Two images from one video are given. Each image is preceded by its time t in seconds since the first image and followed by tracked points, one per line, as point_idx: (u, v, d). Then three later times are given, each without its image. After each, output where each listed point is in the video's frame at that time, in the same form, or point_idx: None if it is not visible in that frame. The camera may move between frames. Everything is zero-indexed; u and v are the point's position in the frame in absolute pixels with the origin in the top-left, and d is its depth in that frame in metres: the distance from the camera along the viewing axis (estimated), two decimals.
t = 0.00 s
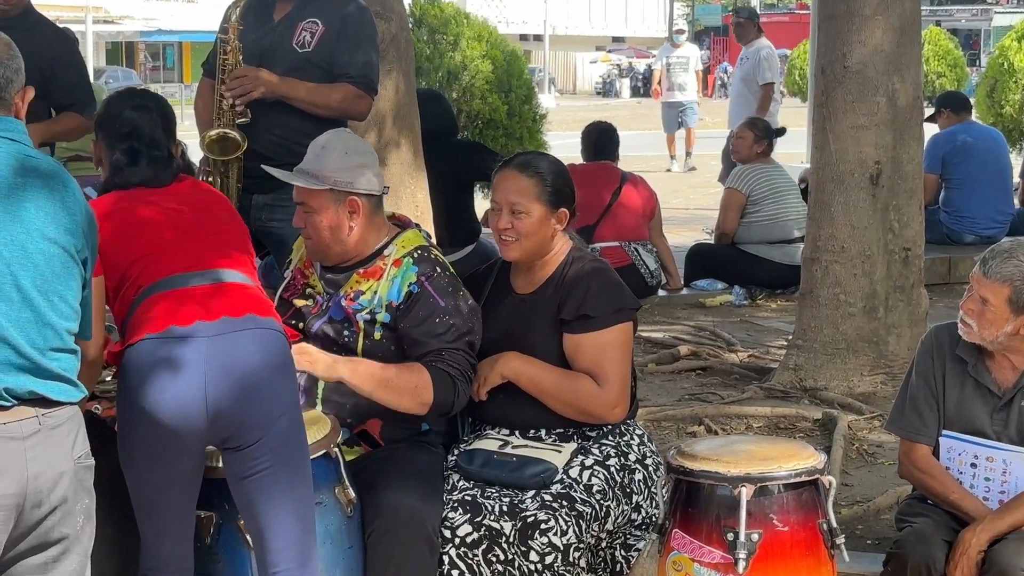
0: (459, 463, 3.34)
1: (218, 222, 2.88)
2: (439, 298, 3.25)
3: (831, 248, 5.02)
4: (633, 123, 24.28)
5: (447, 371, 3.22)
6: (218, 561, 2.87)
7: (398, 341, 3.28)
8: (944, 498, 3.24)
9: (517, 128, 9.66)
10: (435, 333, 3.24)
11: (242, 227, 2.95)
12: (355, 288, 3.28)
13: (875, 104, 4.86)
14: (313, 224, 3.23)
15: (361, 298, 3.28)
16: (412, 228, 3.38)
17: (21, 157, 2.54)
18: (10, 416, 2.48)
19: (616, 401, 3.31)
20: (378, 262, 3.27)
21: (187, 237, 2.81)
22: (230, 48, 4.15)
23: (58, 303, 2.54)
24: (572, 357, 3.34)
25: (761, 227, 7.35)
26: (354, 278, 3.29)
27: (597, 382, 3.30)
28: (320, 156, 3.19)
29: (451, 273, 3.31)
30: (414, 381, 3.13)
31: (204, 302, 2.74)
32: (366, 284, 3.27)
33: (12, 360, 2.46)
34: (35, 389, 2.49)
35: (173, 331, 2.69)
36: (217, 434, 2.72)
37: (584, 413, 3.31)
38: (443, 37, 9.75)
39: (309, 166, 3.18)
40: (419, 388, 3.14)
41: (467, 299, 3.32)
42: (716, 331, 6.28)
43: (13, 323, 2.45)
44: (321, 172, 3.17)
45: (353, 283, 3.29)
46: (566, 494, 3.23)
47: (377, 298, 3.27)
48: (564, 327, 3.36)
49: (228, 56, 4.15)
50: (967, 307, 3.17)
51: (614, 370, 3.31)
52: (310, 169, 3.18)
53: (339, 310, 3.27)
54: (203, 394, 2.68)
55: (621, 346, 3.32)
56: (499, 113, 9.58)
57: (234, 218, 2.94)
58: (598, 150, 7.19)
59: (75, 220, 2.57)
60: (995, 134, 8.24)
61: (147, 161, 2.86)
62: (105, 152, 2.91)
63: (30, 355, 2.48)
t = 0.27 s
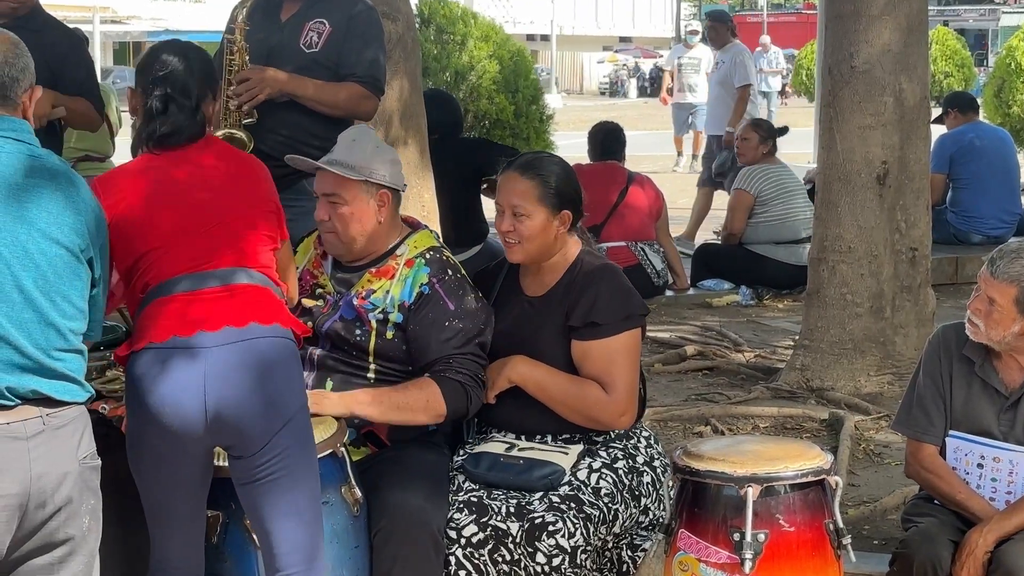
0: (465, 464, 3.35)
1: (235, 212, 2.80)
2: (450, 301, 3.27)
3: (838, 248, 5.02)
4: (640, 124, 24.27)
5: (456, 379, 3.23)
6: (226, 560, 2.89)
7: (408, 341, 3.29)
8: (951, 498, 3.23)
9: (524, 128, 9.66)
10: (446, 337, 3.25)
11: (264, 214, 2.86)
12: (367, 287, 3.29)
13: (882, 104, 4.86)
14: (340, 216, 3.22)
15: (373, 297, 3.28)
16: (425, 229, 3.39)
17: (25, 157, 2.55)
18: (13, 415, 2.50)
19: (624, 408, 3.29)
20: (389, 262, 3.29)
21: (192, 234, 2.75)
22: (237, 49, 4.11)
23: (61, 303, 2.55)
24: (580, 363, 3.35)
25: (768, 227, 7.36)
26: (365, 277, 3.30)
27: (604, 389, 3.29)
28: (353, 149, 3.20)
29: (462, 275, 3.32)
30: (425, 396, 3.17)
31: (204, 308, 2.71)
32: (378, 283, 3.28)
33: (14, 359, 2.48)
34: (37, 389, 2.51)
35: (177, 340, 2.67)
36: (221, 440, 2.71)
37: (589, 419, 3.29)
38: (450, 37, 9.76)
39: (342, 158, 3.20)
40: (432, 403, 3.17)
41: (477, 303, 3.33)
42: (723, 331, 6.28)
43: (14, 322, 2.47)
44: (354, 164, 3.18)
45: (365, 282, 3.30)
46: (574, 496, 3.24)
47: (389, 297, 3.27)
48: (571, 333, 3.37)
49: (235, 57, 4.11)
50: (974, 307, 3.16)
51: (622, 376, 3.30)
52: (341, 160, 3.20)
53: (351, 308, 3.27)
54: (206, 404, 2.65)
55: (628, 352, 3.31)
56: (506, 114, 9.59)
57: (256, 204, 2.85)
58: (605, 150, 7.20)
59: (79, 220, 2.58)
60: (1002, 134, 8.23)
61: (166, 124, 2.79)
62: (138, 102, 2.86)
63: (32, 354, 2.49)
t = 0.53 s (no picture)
0: (469, 467, 3.35)
1: (260, 218, 2.63)
2: (461, 298, 3.27)
3: (842, 248, 5.02)
4: (645, 124, 24.28)
5: (460, 372, 3.22)
6: (229, 561, 2.90)
7: (419, 338, 3.29)
8: (955, 498, 3.23)
9: (528, 129, 9.67)
10: (455, 332, 3.26)
11: (291, 217, 2.68)
12: (379, 284, 3.30)
13: (887, 105, 4.86)
14: (364, 202, 3.25)
15: (385, 294, 3.29)
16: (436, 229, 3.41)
17: (29, 156, 2.57)
18: (10, 414, 2.52)
19: (635, 412, 3.30)
20: (401, 260, 3.30)
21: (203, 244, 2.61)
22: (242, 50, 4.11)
23: (61, 303, 2.56)
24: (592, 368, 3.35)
25: (772, 227, 7.36)
26: (377, 275, 3.31)
27: (619, 395, 3.29)
28: (387, 140, 3.26)
29: (473, 274, 3.34)
30: (427, 387, 3.14)
31: (212, 322, 2.61)
32: (390, 280, 3.29)
33: (13, 359, 2.50)
34: (35, 388, 2.53)
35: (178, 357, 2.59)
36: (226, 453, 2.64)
37: (598, 420, 3.30)
38: (454, 37, 9.76)
39: (376, 147, 3.24)
40: (433, 393, 3.15)
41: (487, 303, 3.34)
42: (727, 332, 6.28)
43: (13, 321, 2.49)
44: (387, 154, 3.23)
45: (377, 279, 3.30)
46: (578, 498, 3.23)
47: (401, 294, 3.28)
48: (582, 336, 3.37)
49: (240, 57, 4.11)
50: (979, 308, 3.16)
51: (634, 379, 3.31)
52: (375, 149, 3.24)
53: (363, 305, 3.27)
54: (205, 421, 2.58)
55: (641, 357, 3.32)
56: (510, 114, 9.59)
57: (281, 208, 2.66)
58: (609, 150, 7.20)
59: (82, 221, 2.59)
60: (1007, 135, 8.22)
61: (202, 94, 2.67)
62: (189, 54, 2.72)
63: (30, 354, 2.51)
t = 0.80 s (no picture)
0: (472, 468, 3.36)
1: (306, 245, 2.39)
2: (459, 296, 3.28)
3: (844, 249, 5.02)
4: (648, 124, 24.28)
5: (447, 373, 3.20)
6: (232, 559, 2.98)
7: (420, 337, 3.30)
8: (958, 499, 3.23)
9: (530, 129, 9.68)
10: (449, 330, 3.26)
11: (325, 251, 2.40)
12: (383, 284, 3.31)
13: (889, 105, 4.86)
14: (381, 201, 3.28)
15: (389, 294, 3.30)
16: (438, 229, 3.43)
17: (31, 158, 2.62)
18: (11, 415, 2.56)
19: (651, 413, 3.28)
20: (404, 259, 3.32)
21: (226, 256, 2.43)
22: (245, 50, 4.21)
23: (61, 305, 2.62)
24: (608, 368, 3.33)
25: (775, 228, 7.36)
26: (382, 276, 3.32)
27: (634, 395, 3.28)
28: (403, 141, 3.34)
29: (473, 272, 3.34)
30: (415, 392, 3.08)
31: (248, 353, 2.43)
32: (394, 280, 3.30)
33: (13, 360, 2.55)
34: (34, 389, 2.57)
35: (205, 384, 2.47)
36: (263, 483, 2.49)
37: (612, 420, 3.29)
38: (456, 37, 9.77)
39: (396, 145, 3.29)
40: (422, 398, 3.08)
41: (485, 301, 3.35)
42: (729, 332, 6.28)
43: (13, 323, 2.54)
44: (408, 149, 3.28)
45: (381, 279, 3.32)
46: (581, 499, 3.23)
47: (404, 293, 3.29)
48: (597, 336, 3.36)
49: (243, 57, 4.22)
50: (981, 307, 3.16)
51: (649, 381, 3.29)
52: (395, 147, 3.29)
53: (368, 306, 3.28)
54: (232, 452, 2.44)
55: (656, 357, 3.31)
56: (513, 114, 9.60)
57: (314, 240, 2.39)
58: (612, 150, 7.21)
59: (79, 223, 2.65)
60: (1010, 134, 8.21)
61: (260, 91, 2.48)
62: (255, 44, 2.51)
63: (29, 355, 2.56)
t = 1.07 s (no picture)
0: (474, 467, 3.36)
1: (331, 241, 2.39)
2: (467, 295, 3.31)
3: (846, 249, 5.02)
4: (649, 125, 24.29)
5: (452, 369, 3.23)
6: (234, 562, 2.98)
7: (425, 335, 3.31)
8: (960, 499, 3.23)
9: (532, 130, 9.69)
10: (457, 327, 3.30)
11: (346, 247, 2.39)
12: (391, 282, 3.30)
13: (891, 106, 4.86)
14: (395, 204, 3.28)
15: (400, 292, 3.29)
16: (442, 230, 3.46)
17: (33, 158, 2.63)
18: (12, 416, 2.56)
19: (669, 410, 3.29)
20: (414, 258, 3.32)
21: (267, 247, 2.46)
22: (249, 49, 4.19)
23: (65, 306, 2.62)
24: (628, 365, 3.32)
25: (777, 228, 7.36)
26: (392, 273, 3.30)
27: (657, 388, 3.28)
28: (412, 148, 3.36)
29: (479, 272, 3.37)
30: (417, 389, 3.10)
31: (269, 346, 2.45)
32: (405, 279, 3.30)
33: (14, 360, 2.55)
34: (35, 390, 2.58)
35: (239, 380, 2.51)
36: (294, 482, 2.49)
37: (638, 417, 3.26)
38: (458, 38, 9.76)
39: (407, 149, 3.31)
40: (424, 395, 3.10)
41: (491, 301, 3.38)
42: (731, 332, 6.29)
43: (14, 323, 2.54)
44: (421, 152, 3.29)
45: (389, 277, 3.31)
46: (583, 499, 3.22)
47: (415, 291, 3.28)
48: (616, 334, 3.36)
49: (247, 57, 4.20)
50: (984, 306, 3.15)
51: (668, 377, 3.30)
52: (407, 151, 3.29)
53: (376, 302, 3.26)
54: (256, 447, 2.47)
55: (671, 356, 3.31)
56: (515, 114, 9.61)
57: (343, 235, 2.39)
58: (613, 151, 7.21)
59: (83, 224, 2.65)
60: (1011, 135, 8.21)
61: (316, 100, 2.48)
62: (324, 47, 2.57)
63: (31, 355, 2.57)
